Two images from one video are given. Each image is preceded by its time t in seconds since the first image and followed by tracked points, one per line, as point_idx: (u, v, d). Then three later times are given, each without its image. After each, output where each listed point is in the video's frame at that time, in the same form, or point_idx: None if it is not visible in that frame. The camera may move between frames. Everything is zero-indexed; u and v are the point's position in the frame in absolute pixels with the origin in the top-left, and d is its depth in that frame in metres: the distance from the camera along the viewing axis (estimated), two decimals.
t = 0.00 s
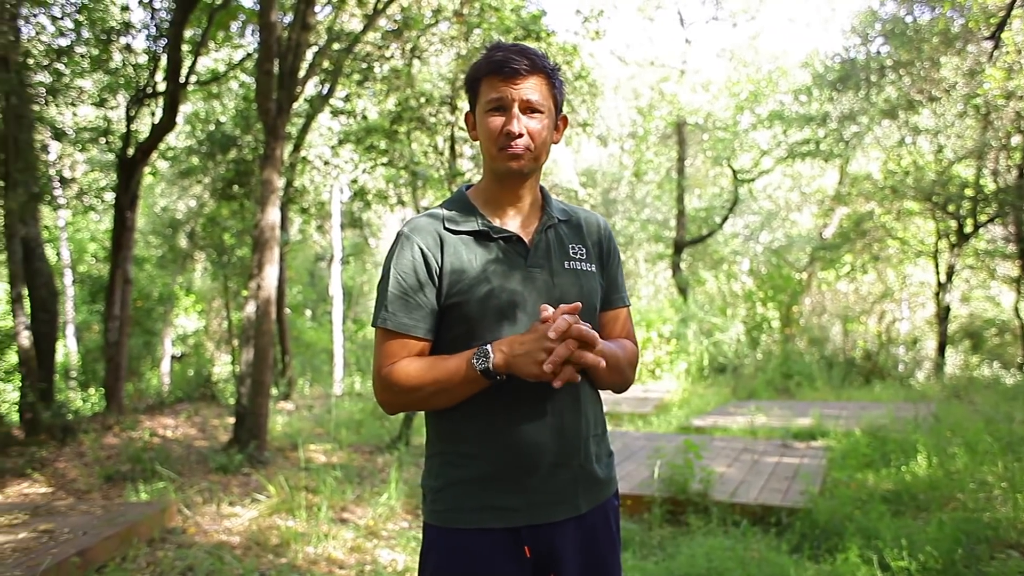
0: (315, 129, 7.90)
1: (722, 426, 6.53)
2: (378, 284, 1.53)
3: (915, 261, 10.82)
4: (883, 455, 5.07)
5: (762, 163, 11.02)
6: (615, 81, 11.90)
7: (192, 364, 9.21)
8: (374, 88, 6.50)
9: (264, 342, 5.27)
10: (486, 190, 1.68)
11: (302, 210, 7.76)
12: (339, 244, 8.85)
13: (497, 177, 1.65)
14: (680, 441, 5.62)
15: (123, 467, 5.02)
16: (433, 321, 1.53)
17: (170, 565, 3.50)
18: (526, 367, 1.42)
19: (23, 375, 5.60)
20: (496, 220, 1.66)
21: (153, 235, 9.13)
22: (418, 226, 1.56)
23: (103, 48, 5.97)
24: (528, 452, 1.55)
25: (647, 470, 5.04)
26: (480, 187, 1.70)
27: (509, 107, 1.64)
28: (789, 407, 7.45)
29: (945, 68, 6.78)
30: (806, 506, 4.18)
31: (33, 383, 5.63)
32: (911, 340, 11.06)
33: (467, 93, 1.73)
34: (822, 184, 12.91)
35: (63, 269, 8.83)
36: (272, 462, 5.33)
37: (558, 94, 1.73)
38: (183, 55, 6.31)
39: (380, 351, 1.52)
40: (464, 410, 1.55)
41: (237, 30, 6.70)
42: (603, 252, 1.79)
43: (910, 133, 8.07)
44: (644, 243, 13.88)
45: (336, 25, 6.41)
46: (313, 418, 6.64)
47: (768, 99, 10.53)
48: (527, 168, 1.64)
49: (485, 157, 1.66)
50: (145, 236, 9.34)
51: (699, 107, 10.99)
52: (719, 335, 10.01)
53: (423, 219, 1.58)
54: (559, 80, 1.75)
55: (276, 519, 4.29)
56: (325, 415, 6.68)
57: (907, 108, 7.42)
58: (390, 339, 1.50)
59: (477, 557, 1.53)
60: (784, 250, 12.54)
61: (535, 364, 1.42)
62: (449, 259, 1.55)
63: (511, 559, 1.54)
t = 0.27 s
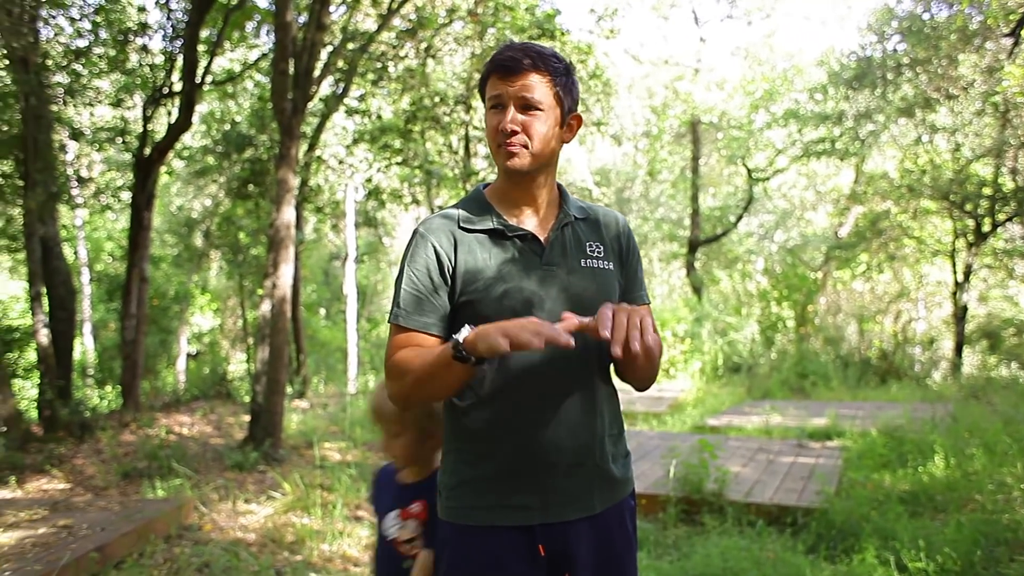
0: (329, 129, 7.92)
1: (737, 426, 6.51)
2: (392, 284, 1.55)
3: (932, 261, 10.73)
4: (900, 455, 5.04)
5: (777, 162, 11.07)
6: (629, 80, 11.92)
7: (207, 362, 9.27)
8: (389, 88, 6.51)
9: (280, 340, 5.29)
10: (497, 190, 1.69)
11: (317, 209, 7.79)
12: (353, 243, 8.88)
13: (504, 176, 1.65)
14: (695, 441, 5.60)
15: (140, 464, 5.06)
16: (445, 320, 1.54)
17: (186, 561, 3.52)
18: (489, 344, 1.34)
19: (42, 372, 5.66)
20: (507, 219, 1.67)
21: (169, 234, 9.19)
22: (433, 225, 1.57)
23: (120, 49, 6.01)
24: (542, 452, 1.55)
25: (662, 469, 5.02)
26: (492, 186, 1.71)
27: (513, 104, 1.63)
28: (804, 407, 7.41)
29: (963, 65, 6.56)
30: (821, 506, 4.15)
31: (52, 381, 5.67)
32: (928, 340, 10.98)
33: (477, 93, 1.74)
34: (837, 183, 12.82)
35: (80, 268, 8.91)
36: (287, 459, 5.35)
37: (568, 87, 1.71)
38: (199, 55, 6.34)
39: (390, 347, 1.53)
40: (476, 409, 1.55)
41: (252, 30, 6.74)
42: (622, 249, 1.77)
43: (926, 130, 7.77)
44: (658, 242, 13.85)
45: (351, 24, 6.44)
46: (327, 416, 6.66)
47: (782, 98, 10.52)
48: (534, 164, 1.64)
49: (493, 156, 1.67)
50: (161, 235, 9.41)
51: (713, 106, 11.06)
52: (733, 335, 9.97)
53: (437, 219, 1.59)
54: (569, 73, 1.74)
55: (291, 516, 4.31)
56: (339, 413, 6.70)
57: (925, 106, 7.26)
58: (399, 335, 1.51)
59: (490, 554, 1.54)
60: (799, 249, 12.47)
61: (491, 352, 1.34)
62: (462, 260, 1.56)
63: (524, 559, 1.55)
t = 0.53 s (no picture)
0: (345, 128, 7.95)
1: (753, 425, 6.48)
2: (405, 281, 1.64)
3: (950, 260, 10.63)
4: (918, 456, 5.00)
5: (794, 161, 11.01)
6: (644, 79, 11.81)
7: (223, 360, 9.33)
8: (405, 87, 6.50)
9: (296, 338, 5.31)
10: (512, 188, 1.72)
11: (333, 208, 7.83)
12: (369, 242, 8.91)
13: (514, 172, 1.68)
14: (711, 441, 5.58)
15: (158, 461, 5.10)
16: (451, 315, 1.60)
17: (204, 558, 3.54)
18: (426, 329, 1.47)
19: (62, 370, 5.71)
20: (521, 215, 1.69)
21: (186, 233, 9.25)
22: (444, 225, 1.63)
23: (137, 49, 6.04)
24: (548, 453, 1.55)
25: (678, 469, 5.01)
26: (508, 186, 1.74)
27: (522, 102, 1.66)
28: (821, 407, 7.36)
29: (983, 62, 6.41)
30: (839, 507, 4.12)
31: (71, 379, 5.72)
32: (946, 339, 10.89)
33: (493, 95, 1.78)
34: (854, 181, 12.72)
35: (99, 266, 8.99)
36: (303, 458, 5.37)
37: (581, 84, 1.72)
38: (216, 55, 6.38)
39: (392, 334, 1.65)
40: (483, 408, 1.57)
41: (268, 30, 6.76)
42: (645, 246, 1.74)
43: (945, 128, 7.34)
44: (673, 241, 13.81)
45: (366, 24, 6.47)
46: (343, 415, 6.69)
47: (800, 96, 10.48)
48: (546, 159, 1.65)
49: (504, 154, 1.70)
50: (178, 234, 9.48)
51: (729, 104, 10.99)
52: (749, 334, 9.93)
53: (450, 219, 1.65)
54: (583, 70, 1.75)
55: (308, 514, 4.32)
56: (355, 412, 6.72)
57: (943, 104, 7.06)
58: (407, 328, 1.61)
59: (493, 551, 1.56)
60: (815, 248, 12.39)
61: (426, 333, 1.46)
62: (471, 259, 1.60)
63: (528, 557, 1.57)
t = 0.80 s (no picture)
0: (356, 131, 7.96)
1: (764, 429, 6.46)
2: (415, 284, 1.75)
3: (964, 262, 10.56)
4: (931, 460, 4.96)
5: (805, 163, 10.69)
6: (655, 81, 12.10)
7: (235, 363, 9.37)
8: (416, 90, 6.48)
9: (307, 342, 5.33)
10: (517, 194, 1.75)
11: (345, 212, 7.85)
12: (379, 245, 8.93)
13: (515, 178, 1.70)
14: (723, 444, 5.55)
15: (169, 464, 5.13)
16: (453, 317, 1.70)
17: (216, 560, 3.55)
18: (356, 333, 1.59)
19: (74, 372, 5.74)
20: (523, 223, 1.72)
21: (198, 236, 9.30)
22: (448, 231, 1.70)
23: (151, 53, 6.06)
24: (534, 462, 1.57)
25: (689, 473, 4.99)
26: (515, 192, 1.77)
27: (520, 105, 1.68)
28: (832, 410, 7.32)
29: (996, 64, 6.36)
30: (851, 511, 4.10)
31: (83, 381, 5.74)
32: (959, 343, 10.83)
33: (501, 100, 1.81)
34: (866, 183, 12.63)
35: (111, 269, 9.05)
36: (314, 460, 5.39)
37: (583, 86, 1.73)
38: (228, 59, 6.41)
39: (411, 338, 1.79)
40: (479, 410, 1.63)
41: (279, 34, 6.79)
42: (654, 253, 1.71)
43: (958, 130, 7.29)
44: (684, 243, 13.78)
45: (377, 28, 6.49)
46: (353, 417, 6.70)
47: (811, 98, 10.18)
48: (545, 161, 1.66)
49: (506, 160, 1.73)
50: (190, 237, 9.53)
51: (741, 107, 10.90)
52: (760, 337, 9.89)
53: (451, 227, 1.71)
54: (586, 72, 1.76)
55: (319, 517, 4.33)
56: (366, 414, 6.73)
57: (956, 106, 7.02)
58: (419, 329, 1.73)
59: (481, 553, 1.61)
60: (826, 251, 12.34)
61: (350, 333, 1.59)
62: (468, 267, 1.65)
63: (515, 563, 1.60)
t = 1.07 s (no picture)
0: (363, 133, 7.97)
1: (772, 430, 6.45)
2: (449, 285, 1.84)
3: (973, 264, 10.51)
4: (940, 462, 4.94)
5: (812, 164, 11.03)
6: (663, 82, 11.65)
7: (242, 364, 9.40)
8: (423, 92, 6.46)
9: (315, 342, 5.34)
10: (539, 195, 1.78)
11: (352, 213, 7.87)
12: (386, 247, 8.94)
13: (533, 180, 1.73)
14: (731, 446, 5.54)
15: (177, 464, 5.15)
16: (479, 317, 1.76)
17: (224, 561, 3.56)
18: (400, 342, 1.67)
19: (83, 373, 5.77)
20: (545, 223, 1.75)
21: (206, 237, 9.33)
22: (477, 233, 1.77)
23: (159, 56, 6.07)
24: (543, 461, 1.60)
25: (696, 474, 4.98)
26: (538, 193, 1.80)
27: (534, 105, 1.71)
28: (840, 412, 7.30)
29: (1006, 64, 6.44)
30: (860, 513, 4.09)
31: (92, 382, 5.77)
32: (968, 344, 10.78)
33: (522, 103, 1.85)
34: (874, 184, 12.57)
35: (120, 271, 9.09)
36: (321, 461, 5.40)
37: (598, 84, 1.73)
38: (236, 61, 6.42)
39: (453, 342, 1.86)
40: (500, 408, 1.68)
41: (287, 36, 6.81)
42: (680, 254, 1.68)
43: (967, 130, 7.25)
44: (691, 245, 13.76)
45: (384, 30, 6.51)
46: (360, 419, 6.71)
47: (819, 99, 10.47)
48: (558, 159, 1.68)
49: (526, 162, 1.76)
50: (198, 238, 9.56)
51: (748, 107, 11.16)
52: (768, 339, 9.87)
53: (476, 230, 1.77)
54: (602, 70, 1.76)
55: (326, 518, 4.34)
56: (373, 416, 6.74)
57: (965, 106, 6.98)
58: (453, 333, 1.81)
59: (495, 549, 1.65)
60: (834, 252, 12.32)
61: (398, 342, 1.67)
62: (489, 268, 1.70)
63: (526, 561, 1.63)
